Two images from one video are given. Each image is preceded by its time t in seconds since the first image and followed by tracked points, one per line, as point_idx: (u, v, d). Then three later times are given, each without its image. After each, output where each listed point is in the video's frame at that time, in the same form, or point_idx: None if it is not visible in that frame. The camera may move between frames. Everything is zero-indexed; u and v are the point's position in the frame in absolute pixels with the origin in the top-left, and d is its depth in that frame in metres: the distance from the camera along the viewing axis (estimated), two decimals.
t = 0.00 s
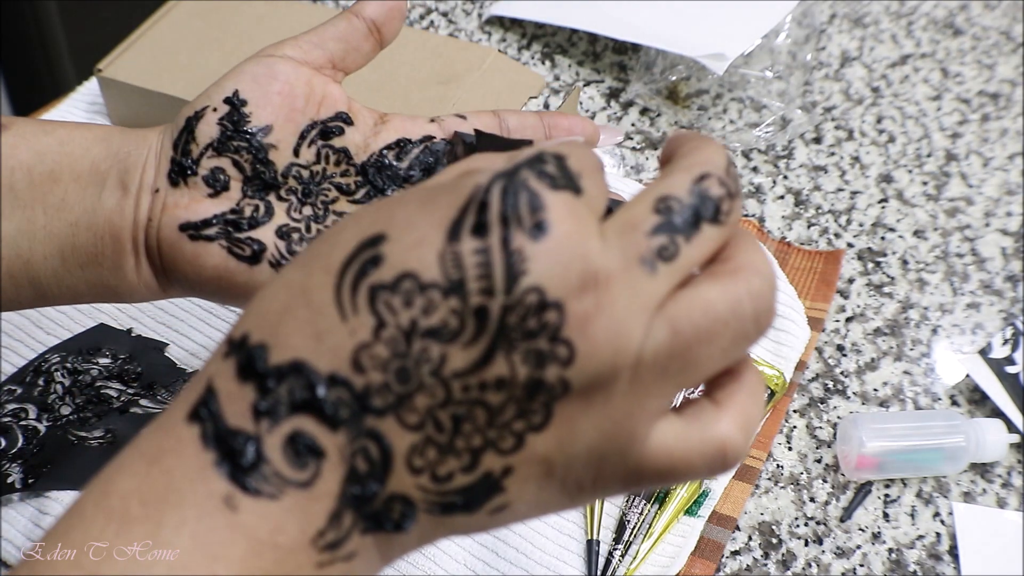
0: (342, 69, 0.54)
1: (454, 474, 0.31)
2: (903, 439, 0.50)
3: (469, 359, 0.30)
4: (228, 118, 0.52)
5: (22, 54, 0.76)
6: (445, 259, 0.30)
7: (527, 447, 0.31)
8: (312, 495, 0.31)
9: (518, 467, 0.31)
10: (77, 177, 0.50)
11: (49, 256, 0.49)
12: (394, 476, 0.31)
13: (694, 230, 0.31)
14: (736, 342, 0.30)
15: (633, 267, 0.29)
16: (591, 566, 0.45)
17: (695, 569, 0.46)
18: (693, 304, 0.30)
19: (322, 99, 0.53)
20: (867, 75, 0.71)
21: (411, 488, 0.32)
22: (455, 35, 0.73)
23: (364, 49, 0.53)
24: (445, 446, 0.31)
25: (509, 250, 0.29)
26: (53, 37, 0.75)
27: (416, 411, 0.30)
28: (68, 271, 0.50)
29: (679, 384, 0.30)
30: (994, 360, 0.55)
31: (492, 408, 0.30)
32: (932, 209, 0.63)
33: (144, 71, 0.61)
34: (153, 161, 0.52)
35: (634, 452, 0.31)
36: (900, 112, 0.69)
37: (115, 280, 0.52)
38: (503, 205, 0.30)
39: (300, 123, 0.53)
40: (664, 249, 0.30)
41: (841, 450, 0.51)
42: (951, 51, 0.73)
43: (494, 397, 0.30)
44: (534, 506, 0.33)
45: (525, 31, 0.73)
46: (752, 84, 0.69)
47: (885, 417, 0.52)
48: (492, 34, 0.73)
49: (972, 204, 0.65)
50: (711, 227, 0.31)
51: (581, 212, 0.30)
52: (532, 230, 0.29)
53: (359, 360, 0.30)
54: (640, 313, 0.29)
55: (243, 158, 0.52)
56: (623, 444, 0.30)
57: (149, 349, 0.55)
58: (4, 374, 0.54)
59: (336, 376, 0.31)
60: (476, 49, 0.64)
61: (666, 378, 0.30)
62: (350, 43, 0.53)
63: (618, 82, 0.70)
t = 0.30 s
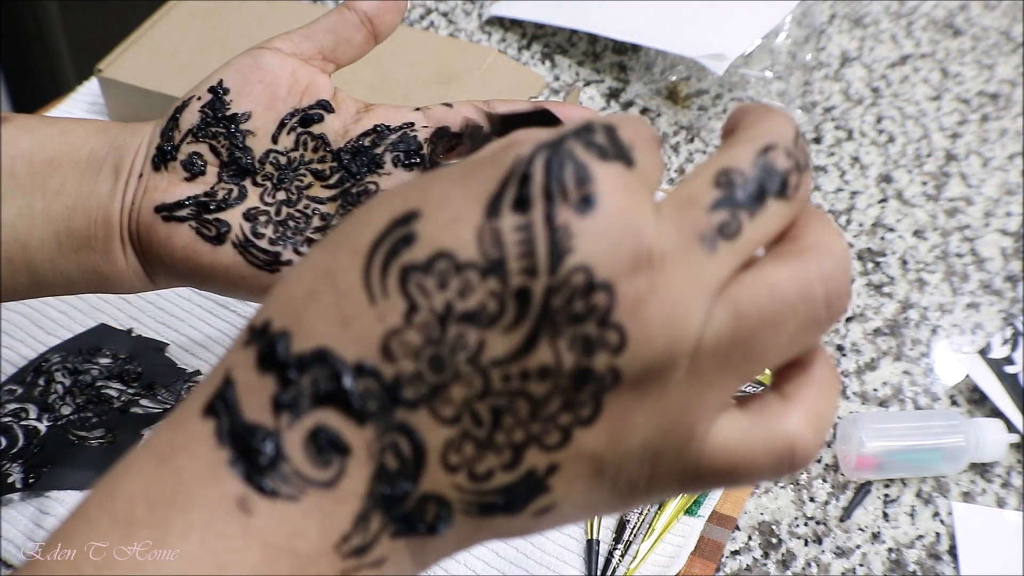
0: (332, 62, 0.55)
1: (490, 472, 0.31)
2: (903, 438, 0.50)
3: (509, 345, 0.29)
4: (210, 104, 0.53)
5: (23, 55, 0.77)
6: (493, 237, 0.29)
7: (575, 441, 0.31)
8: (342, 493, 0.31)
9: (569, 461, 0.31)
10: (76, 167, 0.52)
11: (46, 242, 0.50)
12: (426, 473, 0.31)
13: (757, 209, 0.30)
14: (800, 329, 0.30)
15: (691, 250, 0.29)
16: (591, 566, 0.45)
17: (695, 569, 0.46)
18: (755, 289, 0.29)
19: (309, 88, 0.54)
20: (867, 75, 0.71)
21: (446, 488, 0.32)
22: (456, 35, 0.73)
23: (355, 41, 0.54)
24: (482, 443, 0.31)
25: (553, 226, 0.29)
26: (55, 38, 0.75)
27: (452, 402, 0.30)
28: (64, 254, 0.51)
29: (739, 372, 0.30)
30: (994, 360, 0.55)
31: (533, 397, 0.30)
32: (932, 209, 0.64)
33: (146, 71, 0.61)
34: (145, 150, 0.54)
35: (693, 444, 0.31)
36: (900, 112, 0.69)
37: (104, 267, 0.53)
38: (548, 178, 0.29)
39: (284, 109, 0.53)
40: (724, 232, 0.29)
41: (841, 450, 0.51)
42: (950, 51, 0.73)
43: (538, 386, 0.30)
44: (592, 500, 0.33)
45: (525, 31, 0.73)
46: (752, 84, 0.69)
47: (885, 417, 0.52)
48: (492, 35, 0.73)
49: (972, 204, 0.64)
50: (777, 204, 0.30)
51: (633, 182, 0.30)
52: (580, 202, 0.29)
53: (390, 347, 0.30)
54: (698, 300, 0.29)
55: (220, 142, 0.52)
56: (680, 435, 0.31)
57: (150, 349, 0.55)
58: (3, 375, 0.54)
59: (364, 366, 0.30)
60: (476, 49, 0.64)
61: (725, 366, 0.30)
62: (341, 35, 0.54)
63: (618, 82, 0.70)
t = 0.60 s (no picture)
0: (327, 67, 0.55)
1: (481, 432, 0.30)
2: (901, 438, 0.51)
3: (494, 289, 0.28)
4: (205, 107, 0.52)
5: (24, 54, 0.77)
6: (467, 169, 0.28)
7: (574, 388, 0.30)
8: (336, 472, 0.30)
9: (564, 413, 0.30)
10: (83, 165, 0.54)
11: (50, 234, 0.52)
12: (409, 441, 0.30)
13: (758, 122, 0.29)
14: (813, 247, 0.29)
15: (692, 167, 0.28)
16: (591, 566, 0.46)
17: (695, 568, 0.47)
18: (765, 207, 0.28)
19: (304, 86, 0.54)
20: (867, 76, 0.71)
21: (432, 452, 0.31)
22: (456, 36, 0.73)
23: (348, 47, 0.55)
24: (472, 401, 0.30)
25: (538, 152, 0.27)
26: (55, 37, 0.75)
27: (431, 352, 0.29)
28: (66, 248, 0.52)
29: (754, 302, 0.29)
30: (993, 362, 0.56)
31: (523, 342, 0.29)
32: (931, 210, 0.64)
33: (146, 70, 0.61)
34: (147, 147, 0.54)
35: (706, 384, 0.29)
36: (900, 112, 0.69)
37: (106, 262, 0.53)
38: (528, 100, 0.28)
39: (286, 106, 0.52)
40: (727, 147, 0.28)
41: (841, 450, 0.51)
42: (950, 52, 0.73)
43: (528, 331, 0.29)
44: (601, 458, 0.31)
45: (525, 31, 0.74)
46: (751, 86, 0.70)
47: (884, 418, 0.52)
48: (492, 35, 0.73)
49: (971, 204, 0.64)
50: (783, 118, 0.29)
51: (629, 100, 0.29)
52: (561, 122, 0.28)
53: (360, 297, 0.29)
54: (701, 221, 0.28)
55: (215, 138, 0.52)
56: (690, 375, 0.29)
57: (150, 349, 0.55)
58: (7, 373, 0.55)
59: (333, 320, 0.29)
60: (477, 52, 0.64)
61: (737, 291, 0.28)
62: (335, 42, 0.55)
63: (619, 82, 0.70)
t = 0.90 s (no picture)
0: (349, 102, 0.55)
1: (226, 502, 0.24)
2: (901, 438, 0.51)
3: (230, 313, 0.23)
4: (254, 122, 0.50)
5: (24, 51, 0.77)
6: (199, 183, 0.24)
7: (329, 446, 0.23)
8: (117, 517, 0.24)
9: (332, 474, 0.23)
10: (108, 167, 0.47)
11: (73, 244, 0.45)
12: (141, 508, 0.24)
13: (544, 114, 0.25)
14: (613, 248, 0.24)
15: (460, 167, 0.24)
16: (591, 566, 0.46)
17: (695, 568, 0.47)
18: (539, 208, 0.23)
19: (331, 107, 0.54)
20: (867, 76, 0.71)
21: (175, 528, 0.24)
22: (456, 36, 0.73)
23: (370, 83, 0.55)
24: (207, 460, 0.23)
25: (285, 160, 0.23)
26: (54, 35, 0.75)
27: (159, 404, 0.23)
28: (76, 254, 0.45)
29: (541, 321, 0.23)
30: (993, 362, 0.56)
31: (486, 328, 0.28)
32: (931, 210, 0.64)
33: (147, 71, 0.61)
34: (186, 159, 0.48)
35: (500, 425, 0.23)
36: (900, 112, 0.69)
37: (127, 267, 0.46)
38: (274, 111, 0.24)
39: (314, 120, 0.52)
40: (505, 142, 0.24)
41: (841, 450, 0.51)
42: (950, 52, 0.73)
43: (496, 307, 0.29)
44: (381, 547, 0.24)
45: (525, 31, 0.74)
46: (751, 85, 0.70)
47: (885, 418, 0.52)
48: (492, 35, 0.73)
49: (971, 204, 0.64)
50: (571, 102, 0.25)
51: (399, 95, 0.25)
52: (300, 128, 0.24)
53: (84, 341, 0.23)
54: (474, 218, 0.23)
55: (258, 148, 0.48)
56: (480, 416, 0.23)
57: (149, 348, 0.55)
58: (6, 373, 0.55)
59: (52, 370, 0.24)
60: (477, 51, 0.64)
61: (513, 308, 0.23)
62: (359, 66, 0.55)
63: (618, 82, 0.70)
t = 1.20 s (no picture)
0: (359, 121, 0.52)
1: None
2: (902, 439, 0.51)
3: None
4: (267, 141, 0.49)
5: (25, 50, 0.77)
6: None
7: None
8: None
9: None
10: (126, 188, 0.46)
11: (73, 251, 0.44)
12: None
13: (286, 240, 0.17)
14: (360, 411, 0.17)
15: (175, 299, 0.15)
16: (591, 566, 0.46)
17: (695, 568, 0.47)
18: (260, 353, 0.16)
19: (343, 138, 0.50)
20: (867, 76, 0.71)
21: None
22: (455, 35, 0.73)
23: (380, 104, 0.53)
24: None
25: None
26: (54, 35, 0.75)
27: None
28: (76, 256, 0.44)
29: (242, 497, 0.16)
30: (994, 361, 0.56)
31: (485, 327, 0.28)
32: (931, 209, 0.64)
33: (147, 70, 0.61)
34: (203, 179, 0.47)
35: None
36: (900, 112, 0.69)
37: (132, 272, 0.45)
38: None
39: (326, 150, 0.49)
40: (237, 273, 0.16)
41: (841, 450, 0.51)
42: (950, 52, 0.73)
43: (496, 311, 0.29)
44: None
45: (525, 31, 0.74)
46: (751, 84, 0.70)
47: (885, 418, 0.52)
48: (492, 34, 0.73)
49: (972, 204, 0.64)
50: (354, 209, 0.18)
51: (149, 206, 0.17)
52: (3, 255, 0.15)
53: None
54: (182, 362, 0.15)
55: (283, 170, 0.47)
56: None
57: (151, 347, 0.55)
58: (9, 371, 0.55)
59: None
60: (476, 50, 0.64)
61: (205, 480, 0.16)
62: (368, 99, 0.53)
63: (618, 82, 0.70)
